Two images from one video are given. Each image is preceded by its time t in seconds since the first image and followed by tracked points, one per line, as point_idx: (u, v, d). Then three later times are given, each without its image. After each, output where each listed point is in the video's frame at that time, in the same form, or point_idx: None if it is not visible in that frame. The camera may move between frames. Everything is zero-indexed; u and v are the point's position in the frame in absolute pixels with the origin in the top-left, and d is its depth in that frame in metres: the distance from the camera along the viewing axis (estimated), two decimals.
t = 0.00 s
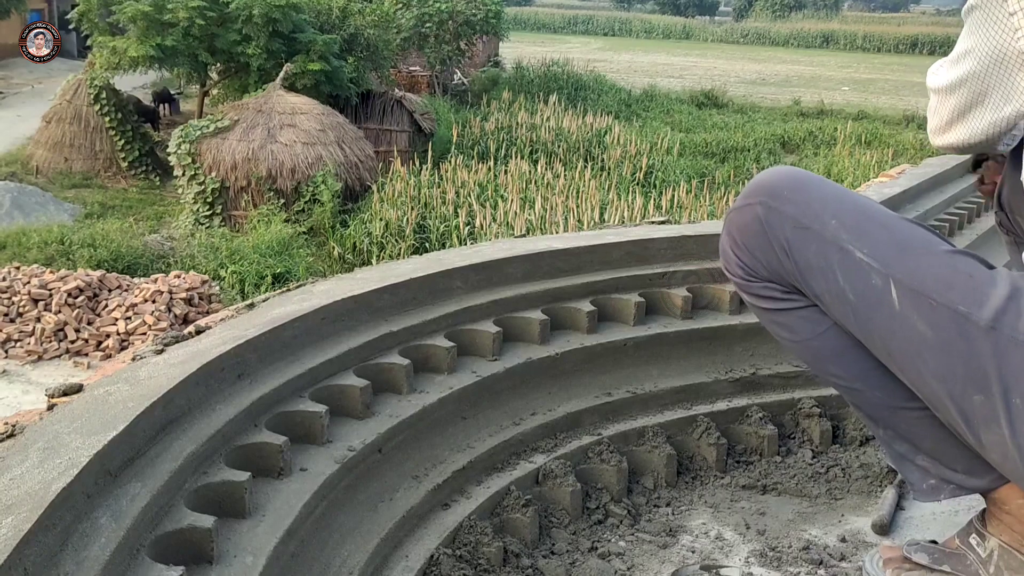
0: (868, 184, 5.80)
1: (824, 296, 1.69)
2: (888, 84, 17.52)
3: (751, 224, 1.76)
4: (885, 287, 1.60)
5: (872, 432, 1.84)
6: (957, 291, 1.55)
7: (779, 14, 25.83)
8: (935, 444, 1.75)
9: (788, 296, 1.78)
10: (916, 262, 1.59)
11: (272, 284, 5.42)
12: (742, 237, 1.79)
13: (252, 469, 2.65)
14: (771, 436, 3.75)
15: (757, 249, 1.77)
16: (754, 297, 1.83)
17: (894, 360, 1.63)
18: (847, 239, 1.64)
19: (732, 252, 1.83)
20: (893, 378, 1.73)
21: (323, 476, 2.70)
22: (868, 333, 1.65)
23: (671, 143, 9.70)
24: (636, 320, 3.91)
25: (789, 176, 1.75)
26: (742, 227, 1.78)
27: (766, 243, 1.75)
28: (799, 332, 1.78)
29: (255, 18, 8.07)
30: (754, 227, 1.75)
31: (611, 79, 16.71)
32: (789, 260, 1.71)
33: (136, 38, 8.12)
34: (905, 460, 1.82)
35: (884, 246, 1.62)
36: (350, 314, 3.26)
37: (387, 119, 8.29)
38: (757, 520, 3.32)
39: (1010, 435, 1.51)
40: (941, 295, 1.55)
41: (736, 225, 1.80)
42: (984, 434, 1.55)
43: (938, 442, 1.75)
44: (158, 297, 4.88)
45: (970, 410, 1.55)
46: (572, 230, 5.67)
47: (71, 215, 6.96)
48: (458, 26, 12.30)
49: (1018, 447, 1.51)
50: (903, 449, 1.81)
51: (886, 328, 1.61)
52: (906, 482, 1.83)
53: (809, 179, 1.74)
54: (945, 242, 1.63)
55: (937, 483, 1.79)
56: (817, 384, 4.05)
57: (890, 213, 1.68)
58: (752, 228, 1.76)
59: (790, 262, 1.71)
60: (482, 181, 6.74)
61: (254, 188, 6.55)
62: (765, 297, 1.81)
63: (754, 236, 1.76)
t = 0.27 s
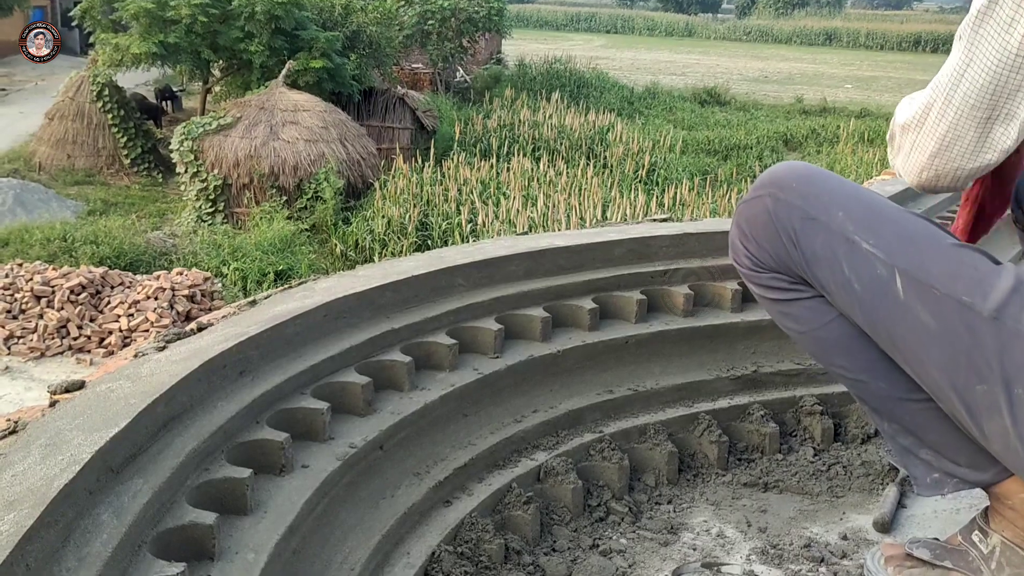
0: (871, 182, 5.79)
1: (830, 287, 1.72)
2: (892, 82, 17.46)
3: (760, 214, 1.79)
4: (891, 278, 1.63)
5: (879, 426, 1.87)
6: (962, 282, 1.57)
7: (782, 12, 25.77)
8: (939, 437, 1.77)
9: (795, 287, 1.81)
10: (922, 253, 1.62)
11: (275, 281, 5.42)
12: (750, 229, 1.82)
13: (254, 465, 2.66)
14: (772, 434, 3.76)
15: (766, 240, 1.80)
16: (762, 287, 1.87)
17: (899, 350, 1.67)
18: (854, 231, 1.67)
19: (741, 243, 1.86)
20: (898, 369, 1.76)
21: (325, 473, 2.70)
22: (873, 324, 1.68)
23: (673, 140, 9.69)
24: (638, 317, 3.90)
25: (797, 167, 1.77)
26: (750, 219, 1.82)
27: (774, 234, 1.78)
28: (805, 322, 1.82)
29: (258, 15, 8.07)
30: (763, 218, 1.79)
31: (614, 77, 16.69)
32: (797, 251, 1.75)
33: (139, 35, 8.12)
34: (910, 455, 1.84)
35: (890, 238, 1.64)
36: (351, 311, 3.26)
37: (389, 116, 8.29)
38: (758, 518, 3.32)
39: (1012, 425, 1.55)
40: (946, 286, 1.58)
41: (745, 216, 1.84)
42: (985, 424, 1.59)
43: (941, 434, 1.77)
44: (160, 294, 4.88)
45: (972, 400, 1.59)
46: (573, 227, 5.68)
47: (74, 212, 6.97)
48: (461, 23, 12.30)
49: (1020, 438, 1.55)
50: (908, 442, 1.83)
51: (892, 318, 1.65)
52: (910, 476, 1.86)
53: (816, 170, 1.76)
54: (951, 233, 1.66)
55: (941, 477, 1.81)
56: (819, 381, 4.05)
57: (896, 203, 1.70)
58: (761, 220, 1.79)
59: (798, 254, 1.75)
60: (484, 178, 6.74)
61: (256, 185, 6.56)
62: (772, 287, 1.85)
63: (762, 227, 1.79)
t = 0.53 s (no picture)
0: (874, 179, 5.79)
1: (834, 283, 1.73)
2: (895, 79, 17.40)
3: (764, 210, 1.79)
4: (897, 274, 1.65)
5: (880, 423, 1.87)
6: (969, 279, 1.60)
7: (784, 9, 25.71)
8: (941, 434, 1.78)
9: (798, 283, 1.82)
10: (928, 250, 1.64)
11: (277, 278, 5.43)
12: (754, 225, 1.82)
13: (257, 462, 2.66)
14: (775, 431, 3.77)
15: (770, 235, 1.80)
16: (764, 283, 1.87)
17: (904, 346, 1.68)
18: (859, 226, 1.69)
19: (744, 238, 1.86)
20: (901, 365, 1.77)
21: (327, 470, 2.71)
22: (878, 320, 1.69)
23: (676, 138, 9.69)
24: (640, 315, 3.91)
25: (801, 163, 1.78)
26: (754, 215, 1.82)
27: (778, 229, 1.78)
28: (808, 319, 1.82)
29: (260, 13, 8.07)
30: (767, 214, 1.79)
31: (616, 74, 16.67)
32: (802, 247, 1.75)
33: (141, 32, 8.12)
34: (912, 452, 1.84)
35: (896, 234, 1.66)
36: (354, 308, 3.26)
37: (392, 114, 8.30)
38: (760, 515, 3.32)
39: (1016, 420, 1.58)
40: (953, 282, 1.61)
41: (748, 212, 1.84)
42: (990, 419, 1.62)
43: (944, 432, 1.77)
44: (163, 291, 4.89)
45: (977, 395, 1.62)
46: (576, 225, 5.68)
47: (76, 209, 6.98)
48: (463, 20, 12.29)
49: None
50: (910, 440, 1.84)
51: (897, 314, 1.66)
52: (912, 474, 1.86)
53: (821, 167, 1.78)
54: (955, 231, 1.69)
55: (944, 474, 1.82)
56: (821, 379, 4.05)
57: (900, 201, 1.73)
58: (765, 215, 1.79)
59: (803, 250, 1.75)
60: (486, 176, 6.74)
61: (258, 182, 6.56)
62: (775, 283, 1.85)
63: (767, 222, 1.79)
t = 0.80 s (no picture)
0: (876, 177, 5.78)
1: (839, 278, 1.75)
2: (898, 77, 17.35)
3: (770, 205, 1.82)
4: (901, 269, 1.67)
5: (885, 418, 1.89)
6: (973, 274, 1.61)
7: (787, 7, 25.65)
8: (945, 430, 1.80)
9: (803, 277, 1.85)
10: (932, 246, 1.65)
11: (279, 275, 5.43)
12: (760, 220, 1.85)
13: (259, 459, 2.67)
14: (776, 429, 3.77)
15: (775, 230, 1.83)
16: (770, 278, 1.90)
17: (907, 341, 1.70)
18: (864, 221, 1.70)
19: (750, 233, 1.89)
20: (905, 361, 1.79)
21: (329, 467, 2.71)
22: (881, 315, 1.71)
23: (678, 135, 9.68)
24: (642, 312, 3.91)
25: (807, 158, 1.80)
26: (760, 210, 1.85)
27: (784, 224, 1.81)
28: (813, 313, 1.85)
29: (263, 10, 8.07)
30: (773, 209, 1.81)
31: (619, 71, 16.65)
32: (806, 242, 1.78)
33: (144, 30, 8.13)
34: (915, 448, 1.87)
35: (900, 229, 1.68)
36: (356, 305, 3.26)
37: (394, 111, 8.30)
38: (762, 513, 3.33)
39: (1018, 416, 1.60)
40: (956, 278, 1.62)
41: (754, 207, 1.87)
42: (992, 414, 1.63)
43: (946, 428, 1.80)
44: (165, 288, 4.90)
45: (979, 391, 1.63)
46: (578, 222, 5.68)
47: (79, 207, 6.98)
48: (466, 17, 12.28)
49: None
50: (913, 435, 1.86)
51: (901, 309, 1.68)
52: (916, 470, 1.88)
53: (827, 162, 1.79)
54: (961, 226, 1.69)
55: (947, 470, 1.83)
56: (824, 377, 4.05)
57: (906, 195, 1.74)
58: (771, 210, 1.82)
59: (808, 245, 1.78)
60: (489, 173, 6.74)
61: (260, 179, 6.56)
62: (781, 277, 1.88)
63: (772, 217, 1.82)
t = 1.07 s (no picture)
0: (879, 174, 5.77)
1: (842, 275, 1.83)
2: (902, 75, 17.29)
3: (775, 202, 1.90)
4: (903, 267, 1.74)
5: (888, 416, 1.96)
6: (974, 273, 1.68)
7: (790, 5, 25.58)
8: (947, 427, 1.87)
9: (806, 275, 1.93)
10: (934, 244, 1.72)
11: (281, 273, 5.44)
12: (765, 218, 1.94)
13: (261, 456, 2.67)
14: (779, 427, 3.77)
15: (780, 228, 1.91)
16: (775, 276, 1.99)
17: (910, 339, 1.77)
18: (866, 219, 1.78)
19: (755, 231, 1.98)
20: (907, 359, 1.86)
21: (331, 464, 2.71)
22: (884, 312, 1.79)
23: (681, 134, 9.67)
24: (644, 310, 3.91)
25: (812, 157, 1.88)
26: (765, 209, 1.94)
27: (788, 222, 1.89)
28: (816, 310, 1.93)
29: (265, 7, 8.07)
30: (778, 206, 1.90)
31: (621, 69, 16.63)
32: (810, 240, 1.86)
33: (146, 27, 8.12)
34: (918, 445, 1.93)
35: (902, 228, 1.75)
36: (358, 303, 3.27)
37: (396, 109, 8.30)
38: (764, 510, 3.33)
39: (1018, 413, 1.66)
40: (957, 276, 1.69)
41: (760, 206, 1.95)
42: (992, 411, 1.70)
43: (947, 425, 1.86)
44: (168, 285, 4.90)
45: (980, 388, 1.70)
46: (580, 220, 5.69)
47: (81, 204, 6.99)
48: (468, 15, 12.27)
49: None
50: (916, 433, 1.92)
51: (903, 306, 1.75)
52: (918, 467, 1.94)
53: (831, 160, 1.86)
54: (963, 225, 1.76)
55: (949, 468, 1.90)
56: (826, 375, 4.04)
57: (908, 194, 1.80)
58: (776, 208, 1.90)
59: (811, 242, 1.86)
60: (491, 171, 6.74)
61: (263, 177, 6.57)
62: (784, 275, 1.97)
63: (777, 215, 1.90)
